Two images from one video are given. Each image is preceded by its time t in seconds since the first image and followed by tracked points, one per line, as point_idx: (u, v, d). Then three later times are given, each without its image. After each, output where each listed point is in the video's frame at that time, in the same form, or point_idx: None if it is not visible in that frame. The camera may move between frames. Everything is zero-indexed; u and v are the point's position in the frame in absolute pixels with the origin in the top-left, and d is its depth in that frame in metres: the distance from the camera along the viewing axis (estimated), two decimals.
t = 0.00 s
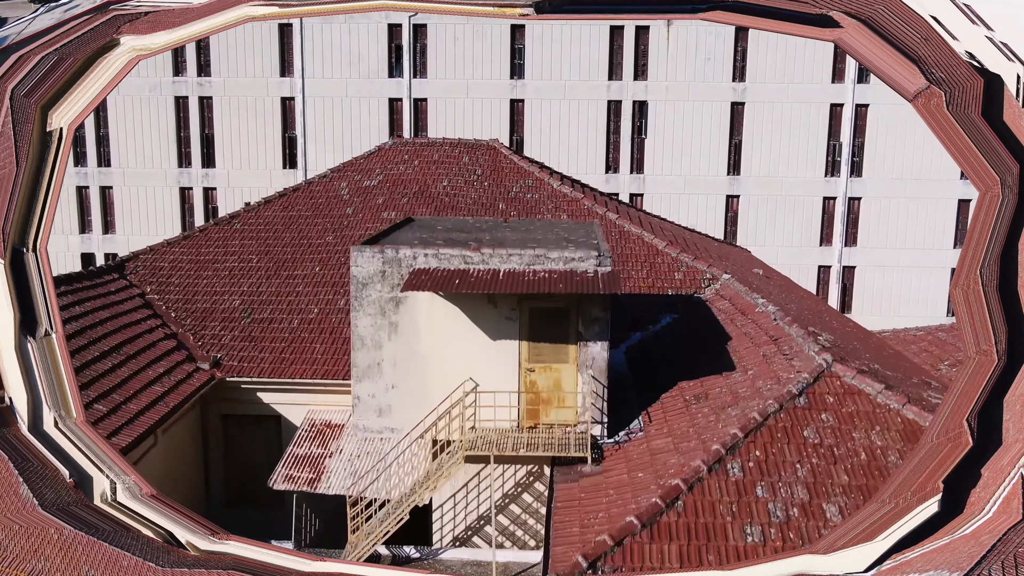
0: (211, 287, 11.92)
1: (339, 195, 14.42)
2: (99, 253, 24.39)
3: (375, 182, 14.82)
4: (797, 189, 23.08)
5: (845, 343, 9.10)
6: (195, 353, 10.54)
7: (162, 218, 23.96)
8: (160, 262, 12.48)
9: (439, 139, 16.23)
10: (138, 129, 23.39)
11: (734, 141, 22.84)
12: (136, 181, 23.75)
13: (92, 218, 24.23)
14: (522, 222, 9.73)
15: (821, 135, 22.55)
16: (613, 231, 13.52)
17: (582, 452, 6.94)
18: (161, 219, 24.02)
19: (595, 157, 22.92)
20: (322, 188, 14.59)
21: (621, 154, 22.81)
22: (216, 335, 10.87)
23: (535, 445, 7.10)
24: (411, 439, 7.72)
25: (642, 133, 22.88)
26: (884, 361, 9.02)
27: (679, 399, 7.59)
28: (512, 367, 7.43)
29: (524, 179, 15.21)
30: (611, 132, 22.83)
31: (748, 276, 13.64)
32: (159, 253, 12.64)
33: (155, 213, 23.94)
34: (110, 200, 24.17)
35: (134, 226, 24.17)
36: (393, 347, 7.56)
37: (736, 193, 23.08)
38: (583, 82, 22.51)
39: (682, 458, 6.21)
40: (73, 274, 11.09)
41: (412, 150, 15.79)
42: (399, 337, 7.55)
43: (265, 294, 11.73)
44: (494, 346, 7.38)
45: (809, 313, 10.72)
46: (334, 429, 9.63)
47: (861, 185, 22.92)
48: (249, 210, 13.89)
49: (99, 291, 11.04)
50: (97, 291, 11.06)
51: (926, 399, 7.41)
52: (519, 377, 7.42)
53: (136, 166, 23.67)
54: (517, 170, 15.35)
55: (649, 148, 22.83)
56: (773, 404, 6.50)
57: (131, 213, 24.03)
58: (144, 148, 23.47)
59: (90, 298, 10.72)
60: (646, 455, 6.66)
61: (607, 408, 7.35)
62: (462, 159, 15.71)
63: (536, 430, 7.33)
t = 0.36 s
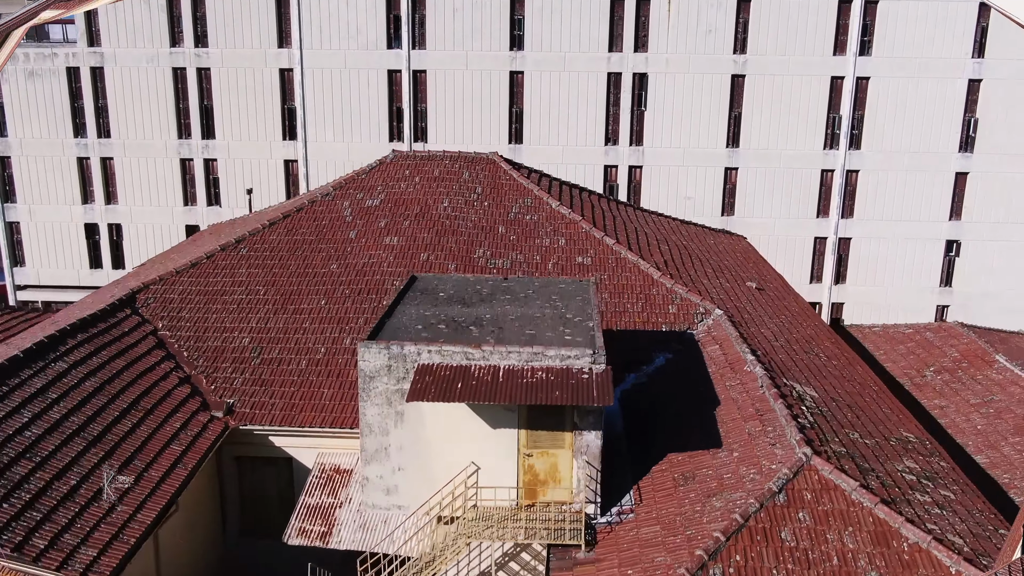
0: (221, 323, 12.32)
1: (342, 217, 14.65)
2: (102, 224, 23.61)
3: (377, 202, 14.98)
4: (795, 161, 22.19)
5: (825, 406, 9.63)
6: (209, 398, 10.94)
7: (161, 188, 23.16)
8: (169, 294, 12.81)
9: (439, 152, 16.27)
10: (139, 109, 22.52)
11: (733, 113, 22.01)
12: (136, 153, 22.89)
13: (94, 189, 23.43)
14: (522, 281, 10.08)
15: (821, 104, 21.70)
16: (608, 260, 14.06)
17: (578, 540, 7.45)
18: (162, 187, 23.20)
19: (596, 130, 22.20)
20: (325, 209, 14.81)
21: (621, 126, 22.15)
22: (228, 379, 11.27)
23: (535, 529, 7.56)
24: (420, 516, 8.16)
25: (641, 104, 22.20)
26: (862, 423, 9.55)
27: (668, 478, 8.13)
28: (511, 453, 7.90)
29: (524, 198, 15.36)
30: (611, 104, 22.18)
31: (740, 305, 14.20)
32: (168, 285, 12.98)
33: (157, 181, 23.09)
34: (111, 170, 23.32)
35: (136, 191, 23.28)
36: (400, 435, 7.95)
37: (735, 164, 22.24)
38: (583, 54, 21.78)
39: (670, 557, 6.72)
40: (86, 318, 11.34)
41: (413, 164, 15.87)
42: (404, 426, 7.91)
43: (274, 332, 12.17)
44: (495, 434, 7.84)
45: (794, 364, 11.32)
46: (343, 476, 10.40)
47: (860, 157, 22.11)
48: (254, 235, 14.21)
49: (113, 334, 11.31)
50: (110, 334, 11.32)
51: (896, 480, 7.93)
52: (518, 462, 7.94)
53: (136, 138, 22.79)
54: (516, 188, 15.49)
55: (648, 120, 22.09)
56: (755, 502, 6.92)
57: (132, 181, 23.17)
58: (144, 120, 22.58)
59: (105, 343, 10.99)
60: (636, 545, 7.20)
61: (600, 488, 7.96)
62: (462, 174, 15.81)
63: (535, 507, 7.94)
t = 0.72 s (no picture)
0: (235, 313, 12.95)
1: (347, 198, 14.97)
2: (105, 159, 23.91)
3: (381, 181, 15.21)
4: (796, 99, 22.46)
5: (805, 414, 10.25)
6: (228, 395, 11.66)
7: (163, 122, 23.33)
8: (185, 282, 13.39)
9: (440, 126, 16.39)
10: (139, 52, 22.54)
11: (736, 50, 22.05)
12: (136, 89, 22.98)
13: (94, 123, 23.58)
14: (524, 293, 10.59)
15: (825, 42, 21.79)
16: (606, 245, 14.50)
17: (573, 558, 8.19)
18: (162, 120, 23.32)
19: (595, 67, 22.19)
20: (331, 189, 15.13)
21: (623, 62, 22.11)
22: (246, 373, 11.99)
23: (534, 547, 8.27)
24: (431, 528, 8.90)
25: (643, 40, 22.10)
26: (839, 430, 10.22)
27: (658, 493, 8.84)
28: (513, 475, 8.58)
29: (525, 176, 15.51)
30: (612, 39, 22.06)
31: (730, 288, 14.88)
32: (183, 272, 13.59)
33: (157, 114, 23.22)
34: (112, 105, 23.42)
35: (135, 125, 23.46)
36: (412, 459, 8.62)
37: (736, 102, 22.49)
38: None
39: None
40: (105, 316, 11.87)
41: (417, 140, 16.04)
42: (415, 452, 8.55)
43: (287, 322, 12.85)
44: (497, 461, 8.47)
45: (780, 362, 11.97)
46: (356, 469, 11.28)
47: (862, 94, 22.34)
48: (263, 217, 14.62)
49: (134, 331, 11.86)
50: (131, 331, 11.88)
51: (866, 498, 8.42)
52: (520, 483, 8.65)
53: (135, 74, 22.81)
54: (518, 165, 15.63)
55: (650, 57, 22.10)
56: (734, 531, 7.51)
57: (132, 115, 23.32)
58: (142, 53, 22.54)
59: (128, 341, 11.56)
60: (627, 565, 7.98)
61: (595, 504, 8.69)
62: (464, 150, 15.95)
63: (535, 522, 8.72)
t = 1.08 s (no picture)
0: (251, 262, 13.59)
1: (354, 141, 15.22)
2: (105, 60, 23.78)
3: (386, 124, 15.41)
4: None
5: (784, 372, 10.95)
6: (252, 346, 12.55)
7: (162, 22, 23.14)
8: (203, 231, 13.90)
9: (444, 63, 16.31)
10: None
11: None
12: None
13: (92, 22, 23.27)
14: (526, 260, 11.15)
15: None
16: (604, 191, 14.74)
17: (569, 516, 9.39)
18: (163, 21, 23.12)
19: None
20: (337, 131, 15.35)
21: None
22: (266, 324, 12.80)
23: (534, 505, 9.52)
24: (443, 484, 10.00)
25: None
26: (815, 386, 11.00)
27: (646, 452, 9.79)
28: (515, 442, 9.54)
29: (526, 118, 15.58)
30: None
31: (723, 232, 15.20)
32: (199, 221, 14.04)
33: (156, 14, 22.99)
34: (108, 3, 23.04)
35: (135, 28, 23.26)
36: (424, 428, 9.54)
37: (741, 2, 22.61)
38: None
39: (641, 539, 8.45)
40: (130, 272, 12.53)
41: (420, 79, 16.04)
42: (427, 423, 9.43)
43: (301, 272, 13.50)
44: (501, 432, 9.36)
45: (766, 317, 12.54)
46: (372, 414, 12.45)
47: None
48: (274, 162, 14.96)
49: (159, 286, 12.55)
50: (157, 286, 12.59)
51: (832, 459, 9.27)
52: (522, 448, 9.63)
53: None
54: (520, 105, 15.69)
55: None
56: (711, 497, 8.36)
57: (131, 16, 23.06)
58: None
59: (154, 297, 12.30)
60: (616, 523, 9.03)
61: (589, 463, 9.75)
62: (467, 90, 15.91)
63: (535, 479, 9.79)
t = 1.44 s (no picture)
0: (269, 213, 14.37)
1: (362, 88, 15.51)
2: None
3: (393, 70, 15.63)
4: None
5: (762, 327, 11.94)
6: (275, 297, 13.48)
7: None
8: (222, 181, 14.64)
9: (447, 6, 16.29)
10: None
11: None
12: None
13: None
14: (528, 224, 11.82)
15: None
16: (601, 139, 15.12)
17: (567, 464, 10.67)
18: None
19: None
20: (346, 78, 15.62)
21: None
22: (287, 276, 13.70)
23: (536, 454, 10.74)
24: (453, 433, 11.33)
25: None
26: (789, 339, 12.06)
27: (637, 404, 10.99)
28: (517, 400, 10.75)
29: (527, 64, 15.72)
30: None
31: (715, 177, 15.61)
32: (218, 170, 14.77)
33: None
34: None
35: None
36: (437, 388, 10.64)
37: None
38: None
39: (628, 487, 9.77)
40: (156, 228, 13.42)
41: (424, 23, 16.06)
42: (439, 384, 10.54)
43: (317, 222, 14.30)
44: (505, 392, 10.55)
45: (750, 270, 13.36)
46: (387, 357, 13.37)
47: None
48: (286, 110, 15.39)
49: (186, 240, 13.40)
50: (184, 239, 13.47)
51: (800, 413, 10.46)
52: (523, 404, 10.84)
53: None
54: (522, 50, 15.80)
55: None
56: (690, 451, 9.61)
57: None
58: None
59: (182, 252, 13.21)
60: (607, 470, 10.34)
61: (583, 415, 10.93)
62: (470, 35, 15.96)
63: (535, 429, 11.08)
